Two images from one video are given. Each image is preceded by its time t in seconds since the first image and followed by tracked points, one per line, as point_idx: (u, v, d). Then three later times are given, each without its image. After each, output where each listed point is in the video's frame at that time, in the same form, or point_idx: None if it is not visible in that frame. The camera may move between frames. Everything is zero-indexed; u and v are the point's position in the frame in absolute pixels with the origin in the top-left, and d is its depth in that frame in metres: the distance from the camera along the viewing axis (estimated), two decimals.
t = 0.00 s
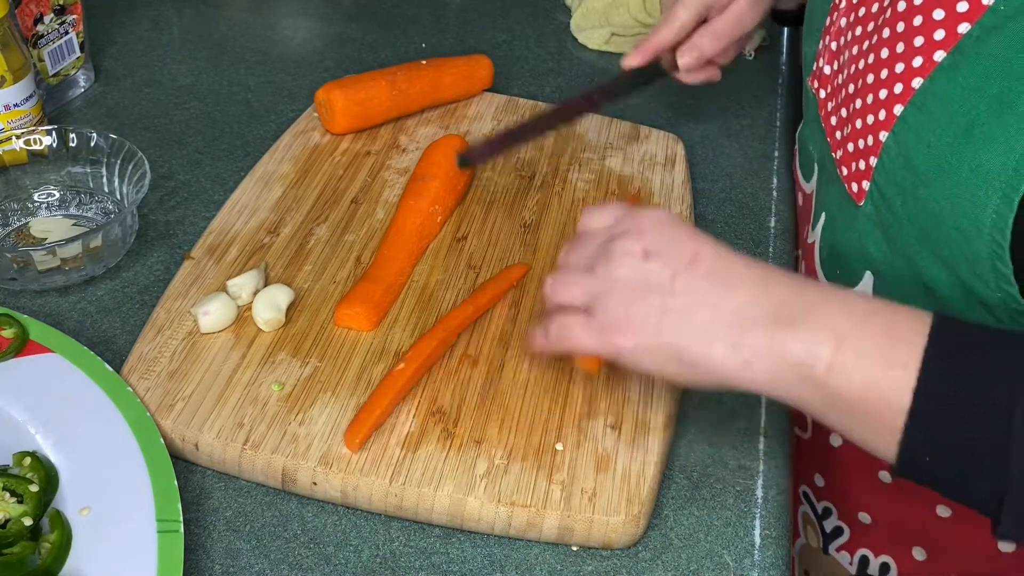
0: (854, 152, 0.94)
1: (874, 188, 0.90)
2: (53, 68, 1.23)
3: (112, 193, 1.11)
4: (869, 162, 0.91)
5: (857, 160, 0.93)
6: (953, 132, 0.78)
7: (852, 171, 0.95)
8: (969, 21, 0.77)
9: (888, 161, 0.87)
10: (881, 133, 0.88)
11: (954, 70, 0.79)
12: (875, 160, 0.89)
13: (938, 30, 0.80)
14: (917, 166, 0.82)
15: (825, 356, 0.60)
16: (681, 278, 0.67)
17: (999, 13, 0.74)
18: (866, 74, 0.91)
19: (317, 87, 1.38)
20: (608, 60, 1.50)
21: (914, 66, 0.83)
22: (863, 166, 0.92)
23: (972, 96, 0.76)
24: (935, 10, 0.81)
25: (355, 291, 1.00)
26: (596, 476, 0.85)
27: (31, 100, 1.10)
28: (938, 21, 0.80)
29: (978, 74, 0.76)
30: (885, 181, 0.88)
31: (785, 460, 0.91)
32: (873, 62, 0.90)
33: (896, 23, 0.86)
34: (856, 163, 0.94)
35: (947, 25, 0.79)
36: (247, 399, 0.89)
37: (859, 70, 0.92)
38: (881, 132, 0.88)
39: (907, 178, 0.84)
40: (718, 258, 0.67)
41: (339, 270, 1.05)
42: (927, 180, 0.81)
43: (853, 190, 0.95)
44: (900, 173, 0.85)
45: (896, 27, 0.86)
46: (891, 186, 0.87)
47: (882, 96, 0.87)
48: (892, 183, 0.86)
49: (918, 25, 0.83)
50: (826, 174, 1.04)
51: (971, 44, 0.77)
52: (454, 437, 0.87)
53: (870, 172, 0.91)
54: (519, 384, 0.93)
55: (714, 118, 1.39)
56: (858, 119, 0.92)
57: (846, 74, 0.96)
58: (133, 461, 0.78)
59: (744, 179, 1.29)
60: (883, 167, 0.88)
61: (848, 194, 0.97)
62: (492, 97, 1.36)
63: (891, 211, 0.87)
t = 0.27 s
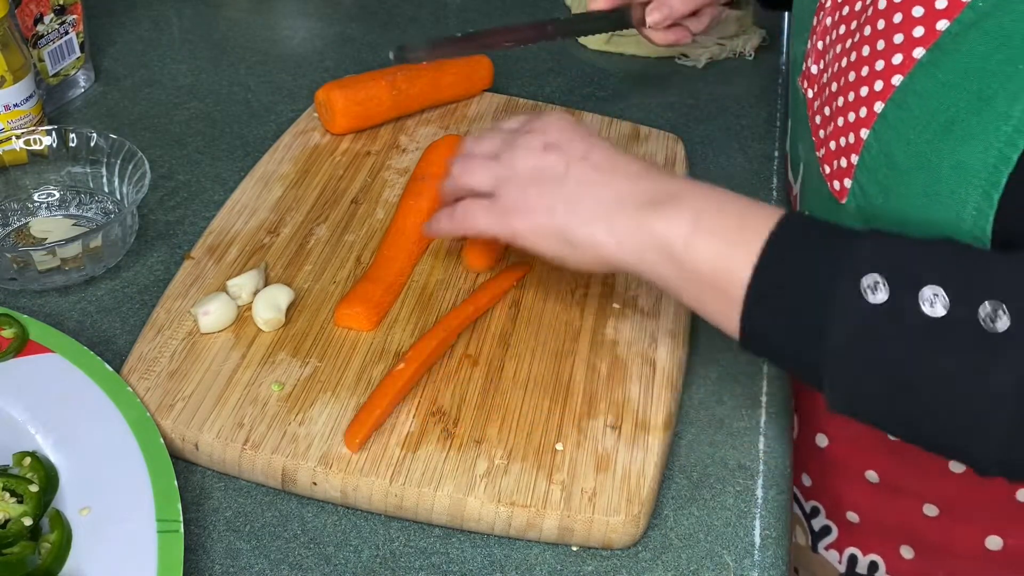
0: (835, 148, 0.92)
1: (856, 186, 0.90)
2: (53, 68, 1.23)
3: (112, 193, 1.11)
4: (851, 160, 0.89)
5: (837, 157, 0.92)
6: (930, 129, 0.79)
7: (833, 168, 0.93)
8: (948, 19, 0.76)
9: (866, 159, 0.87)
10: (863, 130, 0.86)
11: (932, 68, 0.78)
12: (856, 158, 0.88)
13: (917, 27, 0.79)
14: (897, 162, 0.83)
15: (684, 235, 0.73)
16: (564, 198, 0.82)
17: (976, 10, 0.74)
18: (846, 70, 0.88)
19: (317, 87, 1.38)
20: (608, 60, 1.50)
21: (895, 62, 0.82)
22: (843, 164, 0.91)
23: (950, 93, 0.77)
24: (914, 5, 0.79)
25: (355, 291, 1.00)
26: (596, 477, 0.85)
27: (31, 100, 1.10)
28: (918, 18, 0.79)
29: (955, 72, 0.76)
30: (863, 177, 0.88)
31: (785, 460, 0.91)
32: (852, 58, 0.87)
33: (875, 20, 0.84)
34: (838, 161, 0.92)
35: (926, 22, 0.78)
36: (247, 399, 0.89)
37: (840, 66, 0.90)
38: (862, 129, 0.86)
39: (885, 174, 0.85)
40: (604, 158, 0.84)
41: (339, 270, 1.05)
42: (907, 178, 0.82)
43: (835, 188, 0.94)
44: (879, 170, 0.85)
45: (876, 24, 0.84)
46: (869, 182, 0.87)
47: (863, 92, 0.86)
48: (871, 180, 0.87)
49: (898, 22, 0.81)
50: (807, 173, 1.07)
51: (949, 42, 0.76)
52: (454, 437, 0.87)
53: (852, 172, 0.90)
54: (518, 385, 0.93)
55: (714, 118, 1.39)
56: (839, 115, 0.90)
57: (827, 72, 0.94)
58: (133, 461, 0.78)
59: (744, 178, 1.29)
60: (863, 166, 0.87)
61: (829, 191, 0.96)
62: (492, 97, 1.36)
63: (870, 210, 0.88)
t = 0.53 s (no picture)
0: (816, 156, 0.99)
1: (834, 191, 0.96)
2: (53, 68, 1.23)
3: (112, 193, 1.11)
4: (830, 166, 0.96)
5: (818, 164, 0.99)
6: (907, 136, 0.83)
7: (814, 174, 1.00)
8: (925, 27, 0.82)
9: (847, 164, 0.92)
10: (841, 136, 0.93)
11: (908, 75, 0.84)
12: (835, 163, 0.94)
13: (894, 36, 0.85)
14: (874, 167, 0.87)
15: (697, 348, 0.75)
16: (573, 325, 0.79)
17: (953, 19, 0.79)
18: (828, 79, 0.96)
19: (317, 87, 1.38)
20: (608, 59, 1.50)
21: (872, 70, 0.88)
22: (823, 170, 0.97)
23: (927, 100, 0.81)
24: (892, 15, 0.86)
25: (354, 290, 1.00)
26: (596, 477, 0.85)
27: (31, 100, 1.10)
28: (896, 26, 0.85)
29: (933, 81, 0.81)
30: (844, 182, 0.93)
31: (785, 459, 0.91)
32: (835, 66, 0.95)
33: (856, 30, 0.91)
34: (819, 166, 0.99)
35: (904, 30, 0.84)
36: (247, 399, 0.89)
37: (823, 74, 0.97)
38: (841, 136, 0.93)
39: (865, 180, 0.89)
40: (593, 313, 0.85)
41: (339, 270, 1.05)
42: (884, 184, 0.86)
43: (815, 195, 1.01)
44: (859, 175, 0.90)
45: (856, 32, 0.91)
46: (850, 187, 0.92)
47: (842, 100, 0.92)
48: (851, 184, 0.92)
49: (876, 31, 0.88)
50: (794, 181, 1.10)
51: (925, 49, 0.82)
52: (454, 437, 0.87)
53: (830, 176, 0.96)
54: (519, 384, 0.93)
55: (714, 118, 1.39)
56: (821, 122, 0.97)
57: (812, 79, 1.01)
58: (133, 461, 0.78)
59: (743, 178, 1.29)
60: (842, 169, 0.93)
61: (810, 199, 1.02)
62: (493, 97, 1.36)
63: (850, 214, 0.93)
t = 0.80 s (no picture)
0: (816, 172, 0.97)
1: (837, 210, 0.94)
2: (53, 68, 1.23)
3: (112, 193, 1.11)
4: (832, 184, 0.94)
5: (819, 180, 0.97)
6: (911, 157, 0.82)
7: (815, 190, 0.99)
8: (927, 47, 0.82)
9: (850, 184, 0.91)
10: (844, 155, 0.91)
11: (913, 96, 0.83)
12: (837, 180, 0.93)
13: (898, 54, 0.85)
14: (878, 187, 0.86)
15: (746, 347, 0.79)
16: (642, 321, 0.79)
17: (957, 40, 0.79)
18: (827, 95, 0.94)
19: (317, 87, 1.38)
20: (609, 59, 1.50)
21: (874, 89, 0.87)
22: (825, 187, 0.96)
23: (931, 121, 0.81)
24: (894, 34, 0.85)
25: (352, 290, 1.00)
26: (596, 477, 0.85)
27: (31, 100, 1.10)
28: (898, 45, 0.85)
29: (937, 102, 0.80)
30: (846, 201, 0.92)
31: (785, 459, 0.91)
32: (833, 83, 0.93)
33: (856, 46, 0.90)
34: (821, 183, 0.97)
35: (907, 50, 0.84)
36: (247, 399, 0.89)
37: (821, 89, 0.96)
38: (844, 154, 0.91)
39: (868, 201, 0.88)
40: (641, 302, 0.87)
41: (338, 270, 1.05)
42: (889, 205, 0.85)
43: (816, 211, 0.99)
44: (862, 195, 0.89)
45: (855, 49, 0.90)
46: (853, 206, 0.91)
47: (843, 118, 0.91)
48: (854, 204, 0.91)
49: (878, 49, 0.87)
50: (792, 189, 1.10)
51: (929, 70, 0.81)
52: (454, 437, 0.87)
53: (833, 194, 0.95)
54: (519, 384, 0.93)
55: (714, 118, 1.39)
56: (820, 138, 0.96)
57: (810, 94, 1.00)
58: (133, 461, 0.78)
59: (743, 178, 1.29)
60: (845, 189, 0.92)
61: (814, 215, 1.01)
62: (492, 96, 1.36)
63: (852, 232, 0.92)
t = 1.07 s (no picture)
0: (838, 196, 0.96)
1: (861, 235, 0.93)
2: (53, 68, 1.23)
3: (112, 193, 1.11)
4: (856, 211, 0.93)
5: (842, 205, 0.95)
6: (942, 192, 0.82)
7: (838, 213, 0.97)
8: (956, 79, 0.81)
9: (874, 213, 0.90)
10: (869, 184, 0.89)
11: (943, 130, 0.82)
12: (861, 208, 0.92)
13: (925, 85, 0.84)
14: (906, 219, 0.85)
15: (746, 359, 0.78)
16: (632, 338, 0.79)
17: (987, 73, 0.79)
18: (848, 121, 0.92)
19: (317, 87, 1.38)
20: (609, 59, 1.50)
21: (901, 119, 0.86)
22: (848, 213, 0.94)
23: (964, 156, 0.80)
24: (920, 63, 0.84)
25: (351, 290, 1.00)
26: (596, 477, 0.85)
27: (31, 100, 1.10)
28: (925, 75, 0.84)
29: (970, 136, 0.80)
30: (870, 229, 0.91)
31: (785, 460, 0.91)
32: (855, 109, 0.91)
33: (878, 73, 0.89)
34: (843, 208, 0.95)
35: (934, 81, 0.83)
36: (247, 399, 0.89)
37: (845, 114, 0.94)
38: (868, 182, 0.90)
39: (895, 232, 0.87)
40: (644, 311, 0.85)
41: (338, 270, 1.05)
42: (917, 237, 0.84)
43: (840, 233, 0.97)
44: (887, 225, 0.88)
45: (878, 76, 0.88)
46: (876, 235, 0.90)
47: (868, 146, 0.89)
48: (878, 232, 0.90)
49: (902, 78, 0.85)
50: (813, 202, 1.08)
51: (959, 104, 0.81)
52: (454, 437, 0.88)
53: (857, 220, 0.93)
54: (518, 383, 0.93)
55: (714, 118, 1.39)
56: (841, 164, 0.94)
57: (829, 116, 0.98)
58: (133, 461, 0.78)
59: (743, 177, 1.29)
60: (869, 216, 0.90)
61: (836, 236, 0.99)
62: (492, 97, 1.36)
63: (874, 259, 0.91)
